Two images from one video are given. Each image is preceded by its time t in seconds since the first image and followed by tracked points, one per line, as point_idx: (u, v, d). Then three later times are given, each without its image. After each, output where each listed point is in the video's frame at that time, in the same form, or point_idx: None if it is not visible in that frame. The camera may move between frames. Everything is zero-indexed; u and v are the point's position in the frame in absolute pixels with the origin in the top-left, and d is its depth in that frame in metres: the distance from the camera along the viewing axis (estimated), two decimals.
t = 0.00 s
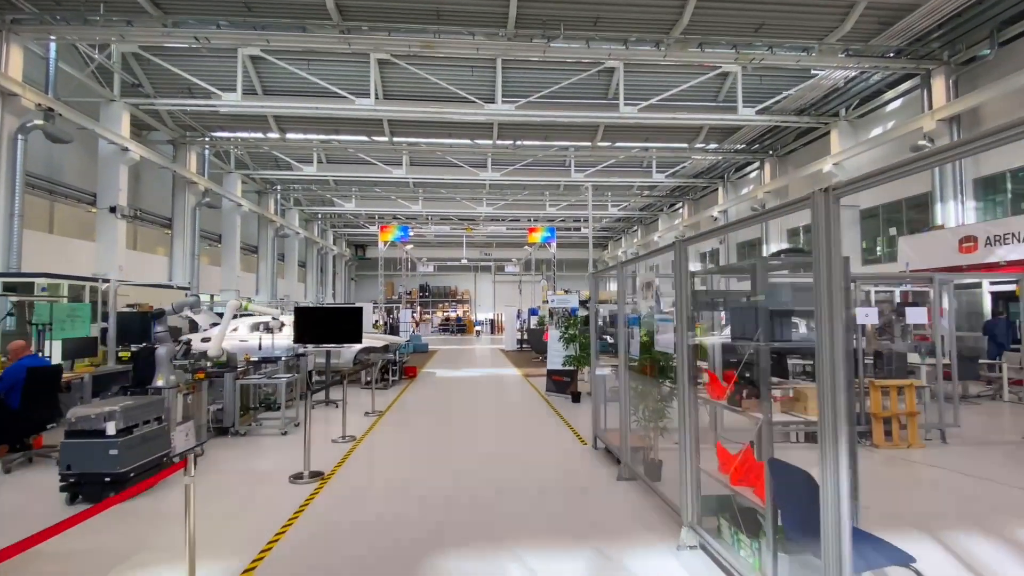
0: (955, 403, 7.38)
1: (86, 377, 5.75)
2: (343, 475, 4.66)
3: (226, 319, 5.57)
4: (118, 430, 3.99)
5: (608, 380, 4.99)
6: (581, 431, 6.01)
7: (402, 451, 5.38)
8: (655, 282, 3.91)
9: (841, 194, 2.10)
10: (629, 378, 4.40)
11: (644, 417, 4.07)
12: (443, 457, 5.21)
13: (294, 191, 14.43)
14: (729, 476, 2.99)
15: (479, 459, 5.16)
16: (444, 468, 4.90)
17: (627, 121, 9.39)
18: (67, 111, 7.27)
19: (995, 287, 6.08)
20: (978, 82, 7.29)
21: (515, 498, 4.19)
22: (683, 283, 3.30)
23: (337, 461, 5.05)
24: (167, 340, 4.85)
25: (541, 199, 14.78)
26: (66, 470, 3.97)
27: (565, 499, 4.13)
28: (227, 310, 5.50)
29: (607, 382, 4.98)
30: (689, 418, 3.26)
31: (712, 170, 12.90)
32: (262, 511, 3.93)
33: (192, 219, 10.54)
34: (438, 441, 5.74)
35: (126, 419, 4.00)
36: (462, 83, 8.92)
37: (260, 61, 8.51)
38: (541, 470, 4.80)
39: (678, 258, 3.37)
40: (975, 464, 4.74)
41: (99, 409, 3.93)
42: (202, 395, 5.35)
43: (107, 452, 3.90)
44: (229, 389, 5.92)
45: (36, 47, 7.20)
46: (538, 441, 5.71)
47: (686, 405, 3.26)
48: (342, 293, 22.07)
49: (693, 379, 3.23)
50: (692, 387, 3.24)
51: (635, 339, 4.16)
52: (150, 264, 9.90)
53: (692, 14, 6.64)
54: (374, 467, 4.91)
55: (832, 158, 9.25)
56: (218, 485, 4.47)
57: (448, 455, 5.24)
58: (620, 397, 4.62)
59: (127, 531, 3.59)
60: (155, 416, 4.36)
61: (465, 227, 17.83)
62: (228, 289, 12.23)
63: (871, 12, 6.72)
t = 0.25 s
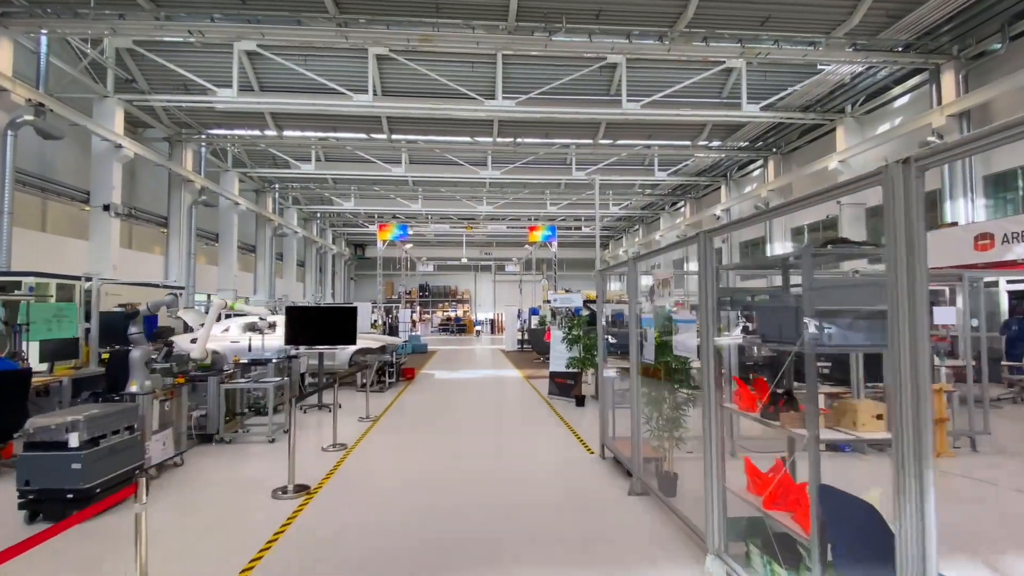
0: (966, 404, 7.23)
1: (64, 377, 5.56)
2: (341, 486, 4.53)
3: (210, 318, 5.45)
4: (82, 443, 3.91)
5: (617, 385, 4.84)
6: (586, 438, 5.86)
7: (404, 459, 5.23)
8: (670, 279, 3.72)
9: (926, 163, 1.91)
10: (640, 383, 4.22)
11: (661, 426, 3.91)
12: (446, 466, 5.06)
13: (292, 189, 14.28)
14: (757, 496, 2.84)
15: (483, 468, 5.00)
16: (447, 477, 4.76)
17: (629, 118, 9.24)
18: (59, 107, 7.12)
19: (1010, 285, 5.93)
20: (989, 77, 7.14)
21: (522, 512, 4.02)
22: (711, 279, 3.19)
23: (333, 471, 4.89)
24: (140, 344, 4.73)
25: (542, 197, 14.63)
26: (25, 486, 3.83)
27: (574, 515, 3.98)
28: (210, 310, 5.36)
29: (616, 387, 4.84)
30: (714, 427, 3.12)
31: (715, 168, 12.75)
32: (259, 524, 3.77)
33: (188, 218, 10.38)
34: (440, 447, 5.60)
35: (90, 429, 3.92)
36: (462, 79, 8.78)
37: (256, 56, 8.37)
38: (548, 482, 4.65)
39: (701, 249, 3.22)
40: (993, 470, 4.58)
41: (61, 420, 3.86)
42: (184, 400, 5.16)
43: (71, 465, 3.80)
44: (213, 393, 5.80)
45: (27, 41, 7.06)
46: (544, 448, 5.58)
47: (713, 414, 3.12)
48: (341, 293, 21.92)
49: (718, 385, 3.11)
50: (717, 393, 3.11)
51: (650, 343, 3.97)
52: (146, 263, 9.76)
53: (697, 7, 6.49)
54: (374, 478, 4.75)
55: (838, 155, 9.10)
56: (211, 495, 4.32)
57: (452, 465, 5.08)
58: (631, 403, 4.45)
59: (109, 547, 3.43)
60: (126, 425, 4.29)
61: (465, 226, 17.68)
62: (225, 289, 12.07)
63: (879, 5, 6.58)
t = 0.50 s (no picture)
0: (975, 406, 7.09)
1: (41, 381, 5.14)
2: (337, 492, 4.38)
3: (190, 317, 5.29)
4: (34, 454, 3.47)
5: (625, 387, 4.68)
6: (589, 443, 5.67)
7: (403, 464, 5.08)
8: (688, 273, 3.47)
9: None
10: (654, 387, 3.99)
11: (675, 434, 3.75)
12: (448, 471, 4.90)
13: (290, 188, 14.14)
14: (796, 519, 2.69)
15: (484, 474, 4.85)
16: (447, 484, 4.59)
17: (632, 114, 9.10)
18: (50, 102, 6.98)
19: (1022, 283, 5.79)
20: (998, 71, 6.93)
21: (526, 525, 3.85)
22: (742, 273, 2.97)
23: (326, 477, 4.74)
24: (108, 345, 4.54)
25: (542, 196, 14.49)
26: None
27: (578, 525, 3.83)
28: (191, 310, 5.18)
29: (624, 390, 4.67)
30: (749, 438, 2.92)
31: (717, 166, 12.62)
32: (243, 538, 3.58)
33: (184, 216, 10.22)
34: (440, 451, 5.44)
35: (43, 439, 3.50)
36: (462, 75, 8.64)
37: (252, 51, 8.24)
38: (552, 490, 4.49)
39: (733, 236, 3.03)
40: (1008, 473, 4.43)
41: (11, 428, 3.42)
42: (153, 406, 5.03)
43: (22, 479, 3.35)
44: (192, 398, 5.67)
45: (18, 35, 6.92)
46: (547, 454, 5.39)
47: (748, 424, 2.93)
48: (339, 292, 21.77)
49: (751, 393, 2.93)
50: (750, 399, 2.93)
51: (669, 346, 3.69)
52: (141, 262, 9.60)
53: None
54: (372, 483, 4.61)
55: (843, 152, 8.95)
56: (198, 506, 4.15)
57: (454, 471, 4.91)
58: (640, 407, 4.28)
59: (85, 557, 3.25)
60: (86, 435, 3.90)
61: (464, 225, 17.54)
62: (222, 289, 11.91)
63: None
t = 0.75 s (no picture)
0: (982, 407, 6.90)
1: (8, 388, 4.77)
2: (331, 500, 4.23)
3: (167, 315, 5.02)
4: None
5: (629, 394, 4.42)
6: (591, 449, 5.49)
7: (401, 471, 4.92)
8: (712, 267, 3.09)
9: None
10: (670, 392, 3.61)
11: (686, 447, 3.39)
12: (446, 478, 4.73)
13: (288, 186, 13.98)
14: (854, 562, 2.51)
15: (484, 480, 4.68)
16: (445, 491, 4.43)
17: (634, 111, 8.94)
18: (40, 97, 6.81)
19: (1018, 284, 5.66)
20: (1010, 66, 6.78)
21: (528, 532, 3.70)
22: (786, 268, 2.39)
23: (319, 482, 4.59)
24: (69, 349, 4.13)
25: (543, 194, 14.33)
26: None
27: (583, 534, 3.67)
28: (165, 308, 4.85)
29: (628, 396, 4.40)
30: (793, 470, 2.37)
31: (720, 165, 12.47)
32: (225, 557, 3.35)
33: (178, 215, 10.06)
34: (438, 457, 5.27)
35: None
36: (461, 70, 8.48)
37: (247, 46, 8.07)
38: (555, 497, 4.32)
39: (771, 223, 2.49)
40: None
41: None
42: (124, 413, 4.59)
43: None
44: (168, 405, 5.28)
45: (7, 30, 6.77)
46: (549, 459, 5.23)
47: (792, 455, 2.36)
48: (338, 292, 21.62)
49: (797, 417, 2.38)
50: (796, 427, 2.38)
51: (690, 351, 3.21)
52: (136, 261, 9.44)
53: None
54: (368, 490, 4.46)
55: (849, 149, 8.79)
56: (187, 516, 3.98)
57: (453, 478, 4.74)
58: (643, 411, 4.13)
59: None
60: (35, 453, 3.55)
61: (464, 224, 17.38)
62: (218, 288, 11.74)
63: None
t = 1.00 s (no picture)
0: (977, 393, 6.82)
1: None
2: (328, 497, 4.05)
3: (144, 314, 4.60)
4: None
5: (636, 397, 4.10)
6: (596, 450, 5.26)
7: (399, 468, 4.73)
8: (743, 256, 2.64)
9: None
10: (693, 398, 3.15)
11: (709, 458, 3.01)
12: (445, 478, 4.50)
13: (286, 185, 13.83)
14: None
15: (485, 480, 4.47)
16: (445, 491, 4.22)
17: (636, 107, 8.81)
18: (29, 91, 6.67)
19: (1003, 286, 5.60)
20: (1020, 61, 6.64)
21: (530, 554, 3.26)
22: (854, 246, 1.93)
23: (315, 482, 4.41)
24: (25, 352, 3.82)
25: (543, 193, 14.19)
26: None
27: (590, 535, 3.49)
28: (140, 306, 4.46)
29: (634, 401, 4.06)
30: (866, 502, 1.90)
31: (722, 163, 12.33)
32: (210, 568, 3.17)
33: (173, 213, 9.90)
34: (437, 457, 5.05)
35: None
36: (460, 66, 8.34)
37: (242, 41, 7.93)
38: (561, 498, 4.11)
39: (828, 197, 2.04)
40: None
41: None
42: (90, 421, 4.21)
43: None
44: (143, 413, 4.89)
45: None
46: (551, 461, 4.97)
47: (866, 480, 1.88)
48: (337, 292, 21.49)
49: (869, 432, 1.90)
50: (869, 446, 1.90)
51: (721, 353, 2.81)
52: (129, 260, 9.28)
53: None
54: (366, 487, 4.27)
55: (854, 147, 8.65)
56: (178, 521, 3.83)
57: (452, 478, 4.52)
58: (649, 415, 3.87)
59: None
60: None
61: (464, 223, 17.23)
62: (214, 288, 11.57)
63: None
